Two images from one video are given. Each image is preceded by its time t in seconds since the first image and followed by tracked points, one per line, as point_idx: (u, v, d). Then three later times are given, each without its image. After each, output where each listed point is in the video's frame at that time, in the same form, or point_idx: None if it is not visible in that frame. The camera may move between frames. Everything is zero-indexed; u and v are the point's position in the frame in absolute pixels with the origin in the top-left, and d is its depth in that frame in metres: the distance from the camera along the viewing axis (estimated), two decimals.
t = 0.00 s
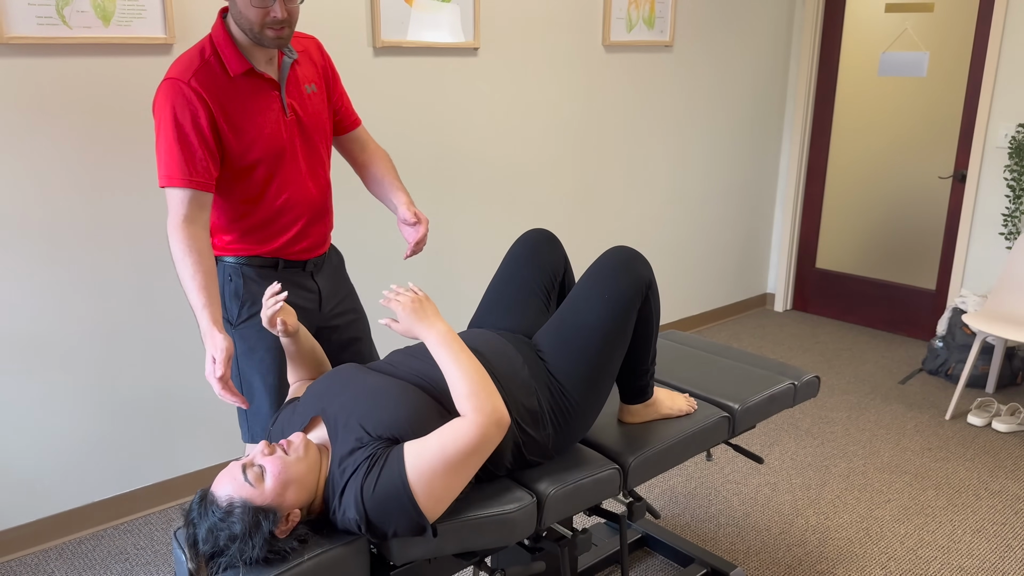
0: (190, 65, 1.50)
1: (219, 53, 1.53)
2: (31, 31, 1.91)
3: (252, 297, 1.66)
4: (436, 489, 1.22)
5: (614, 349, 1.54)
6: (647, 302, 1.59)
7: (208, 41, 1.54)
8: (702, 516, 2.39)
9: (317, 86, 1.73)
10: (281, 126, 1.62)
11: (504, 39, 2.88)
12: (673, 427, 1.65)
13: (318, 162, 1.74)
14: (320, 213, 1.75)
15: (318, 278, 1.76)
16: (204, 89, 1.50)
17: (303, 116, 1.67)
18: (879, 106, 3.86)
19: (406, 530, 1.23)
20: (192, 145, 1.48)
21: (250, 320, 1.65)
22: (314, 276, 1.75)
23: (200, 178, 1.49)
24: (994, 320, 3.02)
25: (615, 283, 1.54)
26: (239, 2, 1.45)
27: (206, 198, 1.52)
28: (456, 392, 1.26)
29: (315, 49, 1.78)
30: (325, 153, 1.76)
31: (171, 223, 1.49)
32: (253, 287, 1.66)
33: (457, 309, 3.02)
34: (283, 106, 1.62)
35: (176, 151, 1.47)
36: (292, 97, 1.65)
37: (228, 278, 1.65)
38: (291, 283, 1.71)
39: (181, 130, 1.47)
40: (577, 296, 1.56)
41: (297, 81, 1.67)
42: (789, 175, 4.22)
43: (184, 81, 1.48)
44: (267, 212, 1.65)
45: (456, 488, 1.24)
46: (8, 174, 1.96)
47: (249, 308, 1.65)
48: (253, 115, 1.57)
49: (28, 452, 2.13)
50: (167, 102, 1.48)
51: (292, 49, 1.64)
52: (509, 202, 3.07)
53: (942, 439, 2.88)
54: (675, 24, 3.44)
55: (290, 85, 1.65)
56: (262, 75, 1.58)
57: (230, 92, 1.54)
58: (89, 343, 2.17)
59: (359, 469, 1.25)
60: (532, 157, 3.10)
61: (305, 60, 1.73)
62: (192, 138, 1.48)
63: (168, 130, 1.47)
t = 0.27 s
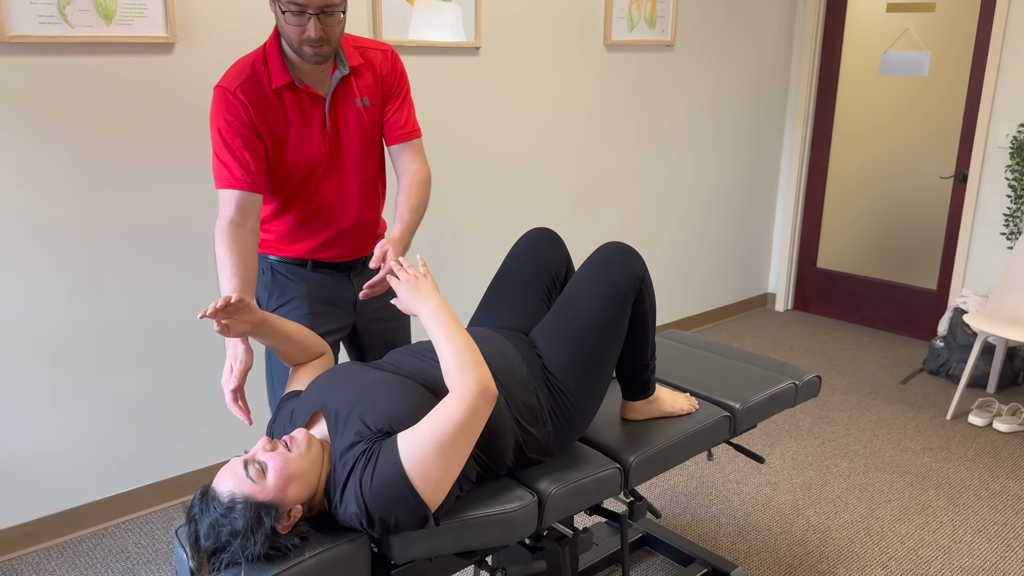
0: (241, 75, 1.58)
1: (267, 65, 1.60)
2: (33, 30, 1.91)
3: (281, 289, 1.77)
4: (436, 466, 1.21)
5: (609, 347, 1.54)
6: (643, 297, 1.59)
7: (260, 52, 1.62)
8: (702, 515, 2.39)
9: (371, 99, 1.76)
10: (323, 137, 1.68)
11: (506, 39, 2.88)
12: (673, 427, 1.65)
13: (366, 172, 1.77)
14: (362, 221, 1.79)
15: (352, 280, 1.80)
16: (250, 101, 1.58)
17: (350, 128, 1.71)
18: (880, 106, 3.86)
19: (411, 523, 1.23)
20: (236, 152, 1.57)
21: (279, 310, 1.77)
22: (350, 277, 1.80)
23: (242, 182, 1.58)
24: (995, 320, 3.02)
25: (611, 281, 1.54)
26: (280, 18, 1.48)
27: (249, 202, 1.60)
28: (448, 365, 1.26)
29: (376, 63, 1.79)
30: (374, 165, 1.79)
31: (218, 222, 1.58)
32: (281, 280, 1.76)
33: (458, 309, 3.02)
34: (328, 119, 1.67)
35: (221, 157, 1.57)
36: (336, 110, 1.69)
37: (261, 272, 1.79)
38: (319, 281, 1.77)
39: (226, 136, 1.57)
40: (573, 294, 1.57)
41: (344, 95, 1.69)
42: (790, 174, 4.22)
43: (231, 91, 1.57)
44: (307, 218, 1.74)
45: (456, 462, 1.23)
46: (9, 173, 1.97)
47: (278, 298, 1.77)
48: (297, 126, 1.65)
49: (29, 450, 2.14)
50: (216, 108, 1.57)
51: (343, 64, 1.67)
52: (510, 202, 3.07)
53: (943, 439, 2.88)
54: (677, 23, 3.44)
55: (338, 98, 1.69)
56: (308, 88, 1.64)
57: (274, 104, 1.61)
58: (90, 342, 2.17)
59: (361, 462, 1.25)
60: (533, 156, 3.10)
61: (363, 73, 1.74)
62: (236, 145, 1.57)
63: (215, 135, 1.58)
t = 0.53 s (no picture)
0: (249, 91, 1.61)
1: (275, 82, 1.61)
2: (35, 29, 1.91)
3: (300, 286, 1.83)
4: (444, 457, 1.21)
5: (605, 345, 1.56)
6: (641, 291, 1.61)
7: (273, 67, 1.63)
8: (703, 515, 2.39)
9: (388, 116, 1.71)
10: (329, 155, 1.69)
11: (507, 38, 2.88)
12: (674, 425, 1.65)
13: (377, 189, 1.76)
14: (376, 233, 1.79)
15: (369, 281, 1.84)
16: (257, 118, 1.61)
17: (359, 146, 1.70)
18: (881, 105, 3.85)
19: (415, 516, 1.22)
20: (243, 167, 1.63)
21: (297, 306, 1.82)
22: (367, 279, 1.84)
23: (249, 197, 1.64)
24: (996, 320, 3.02)
25: (607, 278, 1.55)
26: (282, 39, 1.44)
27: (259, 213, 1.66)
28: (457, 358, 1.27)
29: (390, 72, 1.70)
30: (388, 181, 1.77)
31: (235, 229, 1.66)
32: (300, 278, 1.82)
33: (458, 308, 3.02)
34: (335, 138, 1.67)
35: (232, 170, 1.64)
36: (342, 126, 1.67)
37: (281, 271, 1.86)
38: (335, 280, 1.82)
39: (233, 151, 1.63)
40: (571, 292, 1.57)
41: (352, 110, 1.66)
42: (792, 173, 4.22)
43: (238, 108, 1.61)
44: (320, 229, 1.78)
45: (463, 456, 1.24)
46: (11, 172, 1.97)
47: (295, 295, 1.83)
48: (304, 145, 1.66)
49: (30, 449, 2.14)
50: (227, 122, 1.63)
51: (353, 83, 1.63)
52: (511, 201, 3.07)
53: (944, 439, 2.88)
54: (678, 23, 3.44)
55: (347, 115, 1.66)
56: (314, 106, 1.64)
57: (281, 121, 1.63)
58: (91, 340, 2.17)
59: (365, 456, 1.25)
60: (534, 156, 3.10)
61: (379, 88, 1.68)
62: (242, 161, 1.63)
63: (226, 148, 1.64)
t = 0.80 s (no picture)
0: (229, 112, 1.56)
1: (256, 100, 1.56)
2: (35, 30, 1.91)
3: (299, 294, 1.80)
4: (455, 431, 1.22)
5: (610, 344, 1.56)
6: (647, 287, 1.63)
7: (252, 84, 1.57)
8: (704, 515, 2.39)
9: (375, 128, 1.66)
10: (318, 171, 1.65)
11: (508, 37, 2.88)
12: (674, 425, 1.65)
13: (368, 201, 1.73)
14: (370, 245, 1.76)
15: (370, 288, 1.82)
16: (240, 140, 1.56)
17: (347, 161, 1.66)
18: (881, 105, 3.85)
19: (425, 492, 1.23)
20: (229, 190, 1.59)
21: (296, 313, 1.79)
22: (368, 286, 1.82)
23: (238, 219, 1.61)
24: (997, 319, 3.02)
25: (612, 276, 1.57)
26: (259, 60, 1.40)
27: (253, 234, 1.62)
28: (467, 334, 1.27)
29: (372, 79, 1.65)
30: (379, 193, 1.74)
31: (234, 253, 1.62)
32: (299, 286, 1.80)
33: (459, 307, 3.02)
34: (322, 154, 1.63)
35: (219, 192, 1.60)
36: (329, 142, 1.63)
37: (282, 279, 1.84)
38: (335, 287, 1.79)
39: (219, 174, 1.59)
40: (576, 289, 1.58)
41: (337, 125, 1.62)
42: (792, 173, 4.22)
43: (220, 130, 1.55)
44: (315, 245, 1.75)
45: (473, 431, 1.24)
46: (12, 172, 1.97)
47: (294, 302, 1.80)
48: (292, 164, 1.62)
49: (31, 449, 2.14)
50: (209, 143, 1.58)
51: (337, 97, 1.58)
52: (512, 200, 3.07)
53: (944, 438, 2.88)
54: (678, 22, 3.44)
55: (333, 130, 1.62)
56: (298, 123, 1.59)
57: (265, 141, 1.58)
58: (91, 340, 2.17)
59: (381, 428, 1.26)
60: (534, 155, 3.10)
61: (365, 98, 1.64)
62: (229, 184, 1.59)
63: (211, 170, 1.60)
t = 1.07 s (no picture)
0: (236, 152, 1.56)
1: (263, 136, 1.56)
2: (36, 30, 1.91)
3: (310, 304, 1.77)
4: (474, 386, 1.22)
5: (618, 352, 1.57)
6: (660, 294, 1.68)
7: (256, 120, 1.57)
8: (705, 515, 2.38)
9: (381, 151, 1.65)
10: (329, 201, 1.65)
11: (508, 37, 2.88)
12: (675, 425, 1.64)
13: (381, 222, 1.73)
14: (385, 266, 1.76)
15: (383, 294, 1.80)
16: (249, 179, 1.56)
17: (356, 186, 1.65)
18: (882, 104, 3.85)
19: (432, 444, 1.25)
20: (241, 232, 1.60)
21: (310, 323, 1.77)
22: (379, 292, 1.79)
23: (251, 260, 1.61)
24: (998, 319, 3.02)
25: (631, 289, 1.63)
26: (264, 91, 1.40)
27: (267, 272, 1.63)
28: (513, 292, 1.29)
29: (372, 93, 1.63)
30: (391, 214, 1.74)
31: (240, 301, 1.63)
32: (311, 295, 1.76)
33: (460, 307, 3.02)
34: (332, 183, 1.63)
35: (231, 235, 1.61)
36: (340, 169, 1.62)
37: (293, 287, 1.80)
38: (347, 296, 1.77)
39: (230, 217, 1.60)
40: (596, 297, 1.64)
41: (346, 150, 1.61)
42: (793, 173, 4.22)
43: (229, 172, 1.55)
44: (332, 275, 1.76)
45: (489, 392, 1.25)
46: (12, 172, 1.97)
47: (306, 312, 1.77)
48: (304, 198, 1.62)
49: (32, 449, 2.14)
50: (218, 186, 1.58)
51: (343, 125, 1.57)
52: (513, 200, 3.07)
53: (945, 438, 2.88)
54: (679, 22, 3.44)
55: (341, 156, 1.61)
56: (306, 155, 1.58)
57: (274, 177, 1.58)
58: (92, 340, 2.17)
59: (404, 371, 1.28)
60: (535, 154, 3.09)
61: (369, 120, 1.63)
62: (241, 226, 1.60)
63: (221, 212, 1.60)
